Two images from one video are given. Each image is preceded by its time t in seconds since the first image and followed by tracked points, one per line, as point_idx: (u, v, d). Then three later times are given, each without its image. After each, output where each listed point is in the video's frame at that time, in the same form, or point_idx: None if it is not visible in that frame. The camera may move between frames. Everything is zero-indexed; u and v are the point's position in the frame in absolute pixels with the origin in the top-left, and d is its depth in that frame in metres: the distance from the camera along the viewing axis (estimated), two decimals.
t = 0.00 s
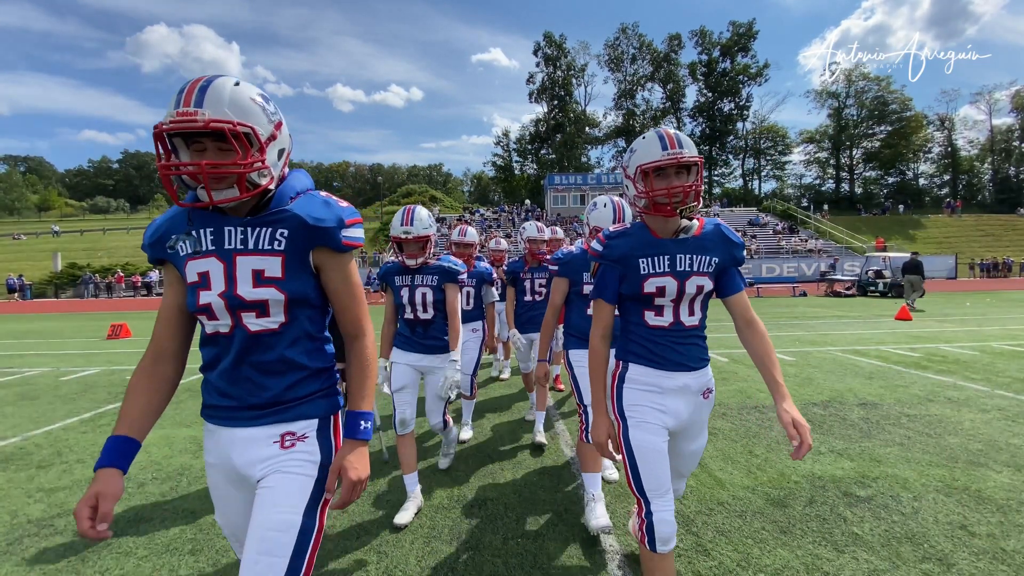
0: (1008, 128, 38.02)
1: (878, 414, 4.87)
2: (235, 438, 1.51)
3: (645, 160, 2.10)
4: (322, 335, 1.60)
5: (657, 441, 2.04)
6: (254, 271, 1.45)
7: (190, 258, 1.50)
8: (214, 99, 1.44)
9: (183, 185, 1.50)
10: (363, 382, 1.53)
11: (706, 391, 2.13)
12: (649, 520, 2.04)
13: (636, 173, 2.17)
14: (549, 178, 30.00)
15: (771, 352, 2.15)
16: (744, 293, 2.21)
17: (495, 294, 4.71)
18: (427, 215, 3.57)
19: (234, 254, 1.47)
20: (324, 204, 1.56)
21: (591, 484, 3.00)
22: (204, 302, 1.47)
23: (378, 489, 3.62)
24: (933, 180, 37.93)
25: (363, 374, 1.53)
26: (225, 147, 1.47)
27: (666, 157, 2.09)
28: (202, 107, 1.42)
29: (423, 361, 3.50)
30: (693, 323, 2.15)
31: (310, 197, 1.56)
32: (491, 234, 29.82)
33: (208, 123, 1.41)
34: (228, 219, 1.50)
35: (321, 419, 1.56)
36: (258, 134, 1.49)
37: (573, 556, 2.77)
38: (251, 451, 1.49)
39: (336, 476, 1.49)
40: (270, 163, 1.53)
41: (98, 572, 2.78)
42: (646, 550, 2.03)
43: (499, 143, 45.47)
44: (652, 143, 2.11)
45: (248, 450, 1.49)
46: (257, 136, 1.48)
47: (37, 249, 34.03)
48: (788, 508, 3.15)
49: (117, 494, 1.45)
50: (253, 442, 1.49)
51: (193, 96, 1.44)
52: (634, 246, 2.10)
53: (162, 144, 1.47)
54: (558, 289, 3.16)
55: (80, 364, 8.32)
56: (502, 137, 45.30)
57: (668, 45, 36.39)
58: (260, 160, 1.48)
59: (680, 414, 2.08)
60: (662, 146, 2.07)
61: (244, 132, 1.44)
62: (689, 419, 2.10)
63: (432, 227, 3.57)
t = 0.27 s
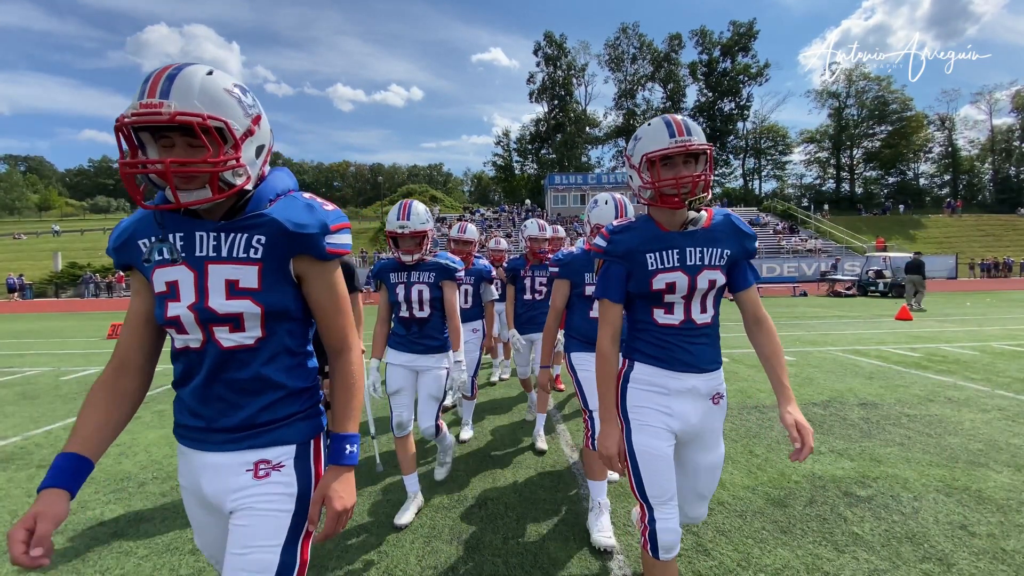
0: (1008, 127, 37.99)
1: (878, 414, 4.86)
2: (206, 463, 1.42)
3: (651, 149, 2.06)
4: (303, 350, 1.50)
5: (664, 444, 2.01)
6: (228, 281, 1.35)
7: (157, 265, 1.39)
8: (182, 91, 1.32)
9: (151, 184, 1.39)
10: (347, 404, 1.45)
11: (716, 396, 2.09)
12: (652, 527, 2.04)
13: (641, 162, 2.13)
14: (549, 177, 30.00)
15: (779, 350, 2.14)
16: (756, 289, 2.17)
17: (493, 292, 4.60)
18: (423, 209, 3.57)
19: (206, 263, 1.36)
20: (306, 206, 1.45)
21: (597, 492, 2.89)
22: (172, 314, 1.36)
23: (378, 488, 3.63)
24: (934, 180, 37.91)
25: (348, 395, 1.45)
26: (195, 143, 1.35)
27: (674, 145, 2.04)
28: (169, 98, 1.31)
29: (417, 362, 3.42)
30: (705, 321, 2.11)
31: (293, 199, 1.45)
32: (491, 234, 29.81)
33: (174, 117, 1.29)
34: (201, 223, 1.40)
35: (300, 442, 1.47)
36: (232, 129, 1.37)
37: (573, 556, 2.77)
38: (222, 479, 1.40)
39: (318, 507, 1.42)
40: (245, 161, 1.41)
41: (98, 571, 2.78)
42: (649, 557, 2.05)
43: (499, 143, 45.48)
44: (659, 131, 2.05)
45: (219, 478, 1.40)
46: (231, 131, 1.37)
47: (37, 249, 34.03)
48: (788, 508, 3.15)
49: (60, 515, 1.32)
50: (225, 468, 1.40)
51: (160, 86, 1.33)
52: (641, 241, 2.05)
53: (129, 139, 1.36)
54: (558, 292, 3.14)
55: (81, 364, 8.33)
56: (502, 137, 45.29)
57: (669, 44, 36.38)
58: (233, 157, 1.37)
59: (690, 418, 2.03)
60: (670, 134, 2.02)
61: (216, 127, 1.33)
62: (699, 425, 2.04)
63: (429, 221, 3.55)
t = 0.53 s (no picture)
0: (1009, 127, 37.96)
1: (878, 414, 4.86)
2: (170, 490, 1.33)
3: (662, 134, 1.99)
4: (279, 365, 1.41)
5: (671, 449, 2.00)
6: (193, 289, 1.25)
7: (117, 271, 1.31)
8: (145, 75, 1.21)
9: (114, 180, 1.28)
10: (332, 429, 1.37)
11: (729, 397, 2.04)
12: (657, 533, 2.05)
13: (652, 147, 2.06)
14: (549, 177, 29.98)
15: (786, 350, 2.13)
16: (768, 287, 2.16)
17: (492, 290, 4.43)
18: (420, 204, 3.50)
19: (170, 270, 1.27)
20: (285, 209, 1.35)
21: (597, 496, 2.88)
22: (131, 326, 1.27)
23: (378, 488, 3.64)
24: (934, 180, 37.89)
25: (331, 418, 1.37)
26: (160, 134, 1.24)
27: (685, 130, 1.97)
28: (130, 82, 1.19)
29: (413, 362, 3.30)
30: (717, 318, 2.07)
31: (270, 200, 1.36)
32: (491, 234, 29.81)
33: (133, 104, 1.17)
34: (166, 225, 1.29)
35: (277, 465, 1.38)
36: (201, 119, 1.26)
37: (573, 555, 2.77)
38: (189, 507, 1.31)
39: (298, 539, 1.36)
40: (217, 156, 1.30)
41: (99, 570, 2.79)
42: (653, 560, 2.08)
43: (499, 142, 45.46)
44: (669, 116, 1.99)
45: (184, 507, 1.31)
46: (200, 122, 1.25)
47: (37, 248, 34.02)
48: (788, 508, 3.15)
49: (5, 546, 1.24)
50: (191, 496, 1.31)
51: (119, 69, 1.21)
52: (652, 234, 1.98)
53: (88, 126, 1.25)
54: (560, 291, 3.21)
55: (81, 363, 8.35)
56: (502, 136, 45.27)
57: (669, 44, 36.35)
58: (202, 152, 1.26)
59: (701, 423, 1.98)
60: (682, 119, 1.95)
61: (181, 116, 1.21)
62: (712, 430, 1.98)
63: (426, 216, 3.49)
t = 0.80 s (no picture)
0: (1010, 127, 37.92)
1: (878, 414, 4.86)
2: (125, 514, 1.19)
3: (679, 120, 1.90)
4: (250, 376, 1.28)
5: (684, 452, 1.97)
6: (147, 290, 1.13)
7: (66, 266, 1.19)
8: (102, 45, 1.09)
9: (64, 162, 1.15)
10: (311, 451, 1.28)
11: (743, 397, 2.01)
12: (660, 537, 2.05)
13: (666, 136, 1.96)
14: (549, 177, 29.94)
15: (790, 350, 2.13)
16: (774, 286, 2.15)
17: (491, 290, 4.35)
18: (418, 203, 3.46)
19: (124, 267, 1.15)
20: (258, 203, 1.22)
21: (597, 496, 2.87)
22: (79, 330, 1.16)
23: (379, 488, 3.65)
24: (935, 180, 37.88)
25: (311, 438, 1.27)
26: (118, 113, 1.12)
27: (702, 117, 1.89)
28: (84, 51, 1.07)
29: (408, 364, 3.24)
30: (731, 316, 2.03)
31: (244, 191, 1.24)
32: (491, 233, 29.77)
33: (86, 76, 1.05)
34: (121, 217, 1.17)
35: (250, 483, 1.26)
36: (166, 98, 1.14)
37: (574, 555, 2.77)
38: (147, 534, 1.17)
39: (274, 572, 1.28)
40: (186, 141, 1.19)
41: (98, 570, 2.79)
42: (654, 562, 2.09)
43: (500, 142, 45.42)
44: (685, 101, 1.91)
45: (141, 533, 1.17)
46: (165, 100, 1.14)
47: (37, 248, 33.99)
48: (789, 508, 3.15)
49: None
50: (149, 520, 1.17)
51: (71, 36, 1.08)
52: (666, 226, 1.90)
53: (39, 101, 1.12)
54: (561, 286, 3.28)
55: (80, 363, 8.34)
56: (503, 136, 45.23)
57: (670, 43, 36.31)
58: (166, 135, 1.15)
59: (717, 426, 1.94)
60: (699, 105, 1.88)
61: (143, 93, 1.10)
62: (729, 434, 1.93)
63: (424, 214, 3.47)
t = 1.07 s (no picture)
0: (1011, 127, 37.88)
1: (879, 414, 4.86)
2: (76, 537, 1.05)
3: (698, 109, 1.78)
4: (217, 378, 1.15)
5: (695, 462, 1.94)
6: (94, 278, 1.00)
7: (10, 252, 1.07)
8: None
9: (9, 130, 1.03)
10: (285, 470, 1.16)
11: (759, 402, 1.94)
12: (665, 545, 2.03)
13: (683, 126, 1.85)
14: (550, 176, 29.95)
15: (794, 352, 2.13)
16: (783, 288, 2.16)
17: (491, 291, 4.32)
18: (416, 203, 3.34)
19: (68, 253, 1.02)
20: (224, 180, 1.08)
21: (596, 496, 2.87)
22: (19, 323, 1.05)
23: (379, 488, 3.66)
24: (935, 180, 37.87)
25: (286, 454, 1.15)
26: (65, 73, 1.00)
27: (723, 105, 1.77)
28: None
29: (403, 370, 3.09)
30: (747, 319, 1.98)
31: (210, 168, 1.10)
32: (491, 233, 29.76)
33: (26, 31, 0.93)
34: (68, 195, 1.05)
35: (221, 502, 1.14)
36: (121, 60, 1.02)
37: (574, 554, 2.78)
38: (101, 560, 1.03)
39: None
40: (143, 109, 1.07)
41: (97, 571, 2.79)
42: (658, 568, 2.07)
43: (500, 142, 45.40)
44: (705, 88, 1.79)
45: (98, 560, 1.03)
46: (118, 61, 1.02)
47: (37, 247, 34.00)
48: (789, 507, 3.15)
49: None
50: (105, 544, 1.03)
51: None
52: (685, 221, 1.82)
53: None
54: (564, 284, 3.21)
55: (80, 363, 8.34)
56: (503, 136, 45.21)
57: (671, 43, 36.29)
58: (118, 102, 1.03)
59: (732, 435, 1.87)
60: (719, 93, 1.75)
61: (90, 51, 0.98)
62: (745, 442, 1.86)
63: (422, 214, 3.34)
